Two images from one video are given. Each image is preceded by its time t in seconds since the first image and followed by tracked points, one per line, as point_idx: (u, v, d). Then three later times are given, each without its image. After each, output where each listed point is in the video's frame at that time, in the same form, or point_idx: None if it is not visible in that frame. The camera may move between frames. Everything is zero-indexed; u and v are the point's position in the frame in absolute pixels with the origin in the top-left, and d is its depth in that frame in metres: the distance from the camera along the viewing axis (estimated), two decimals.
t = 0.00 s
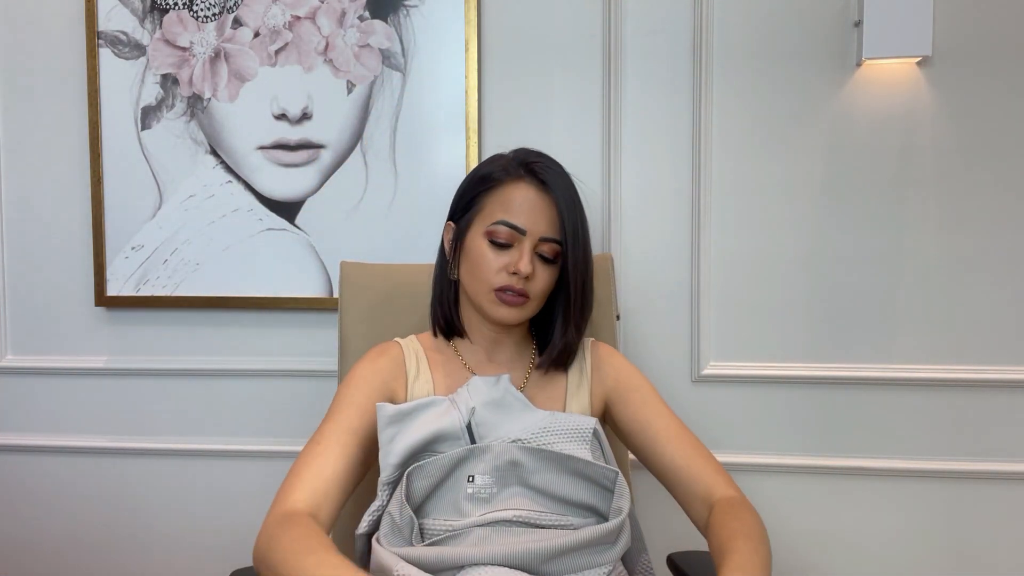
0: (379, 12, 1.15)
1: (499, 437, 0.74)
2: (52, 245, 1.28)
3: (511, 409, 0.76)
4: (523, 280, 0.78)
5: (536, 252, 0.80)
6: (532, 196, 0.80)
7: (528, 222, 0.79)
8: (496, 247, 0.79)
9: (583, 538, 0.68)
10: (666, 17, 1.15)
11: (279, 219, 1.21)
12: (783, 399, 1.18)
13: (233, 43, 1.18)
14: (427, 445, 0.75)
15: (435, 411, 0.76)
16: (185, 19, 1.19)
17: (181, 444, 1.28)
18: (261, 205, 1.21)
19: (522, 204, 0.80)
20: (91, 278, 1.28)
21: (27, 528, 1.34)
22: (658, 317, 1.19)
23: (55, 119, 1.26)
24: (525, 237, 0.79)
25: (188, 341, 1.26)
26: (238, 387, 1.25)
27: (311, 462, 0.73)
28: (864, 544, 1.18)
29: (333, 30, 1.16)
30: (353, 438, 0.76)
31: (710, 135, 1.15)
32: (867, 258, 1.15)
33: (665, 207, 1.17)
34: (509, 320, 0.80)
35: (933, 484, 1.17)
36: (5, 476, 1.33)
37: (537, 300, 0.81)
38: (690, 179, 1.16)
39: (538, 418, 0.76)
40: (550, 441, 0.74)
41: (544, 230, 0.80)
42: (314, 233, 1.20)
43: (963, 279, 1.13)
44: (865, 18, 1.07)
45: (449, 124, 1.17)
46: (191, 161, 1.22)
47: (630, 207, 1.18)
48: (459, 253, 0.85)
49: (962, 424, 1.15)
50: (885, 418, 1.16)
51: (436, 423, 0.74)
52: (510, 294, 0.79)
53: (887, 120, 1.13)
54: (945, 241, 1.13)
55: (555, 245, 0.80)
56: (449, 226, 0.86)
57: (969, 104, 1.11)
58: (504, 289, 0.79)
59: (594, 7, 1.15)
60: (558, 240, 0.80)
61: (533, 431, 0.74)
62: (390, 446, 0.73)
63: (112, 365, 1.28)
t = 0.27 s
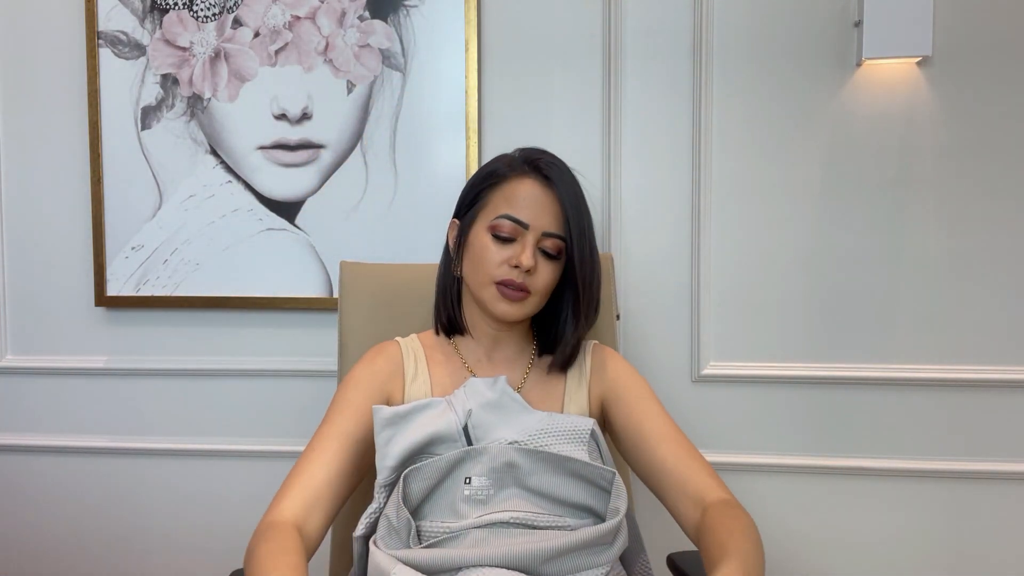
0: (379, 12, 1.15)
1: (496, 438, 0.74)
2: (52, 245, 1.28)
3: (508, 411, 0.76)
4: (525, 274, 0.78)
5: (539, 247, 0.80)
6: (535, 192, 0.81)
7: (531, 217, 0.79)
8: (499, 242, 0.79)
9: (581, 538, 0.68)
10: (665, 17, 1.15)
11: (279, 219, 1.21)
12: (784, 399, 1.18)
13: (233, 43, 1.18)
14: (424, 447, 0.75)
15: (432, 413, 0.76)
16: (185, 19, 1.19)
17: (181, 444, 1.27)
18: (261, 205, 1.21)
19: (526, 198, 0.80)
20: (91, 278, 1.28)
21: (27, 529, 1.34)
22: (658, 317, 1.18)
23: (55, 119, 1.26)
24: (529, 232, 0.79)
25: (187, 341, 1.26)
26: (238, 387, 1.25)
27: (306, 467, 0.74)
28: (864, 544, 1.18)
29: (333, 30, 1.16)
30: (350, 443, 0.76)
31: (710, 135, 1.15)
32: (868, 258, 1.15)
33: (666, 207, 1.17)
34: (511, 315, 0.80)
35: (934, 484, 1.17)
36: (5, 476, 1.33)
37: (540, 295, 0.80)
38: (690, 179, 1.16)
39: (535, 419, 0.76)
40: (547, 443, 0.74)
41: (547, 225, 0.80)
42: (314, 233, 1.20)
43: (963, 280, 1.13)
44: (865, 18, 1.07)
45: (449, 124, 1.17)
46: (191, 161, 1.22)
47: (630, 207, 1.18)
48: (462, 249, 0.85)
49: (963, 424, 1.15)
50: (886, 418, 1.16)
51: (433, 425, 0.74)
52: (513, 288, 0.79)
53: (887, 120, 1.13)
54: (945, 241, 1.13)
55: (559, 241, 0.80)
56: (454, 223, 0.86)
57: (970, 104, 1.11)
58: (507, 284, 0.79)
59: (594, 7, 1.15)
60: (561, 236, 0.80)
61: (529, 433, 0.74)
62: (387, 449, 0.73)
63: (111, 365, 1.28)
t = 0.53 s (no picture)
0: (379, 12, 1.15)
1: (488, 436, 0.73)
2: (52, 245, 1.28)
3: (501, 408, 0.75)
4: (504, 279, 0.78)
5: (520, 251, 0.79)
6: (515, 196, 0.80)
7: (510, 222, 0.79)
8: (480, 247, 0.79)
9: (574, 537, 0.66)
10: (666, 17, 1.15)
11: (279, 219, 1.21)
12: (784, 399, 1.18)
13: (233, 43, 1.18)
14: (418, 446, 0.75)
15: (425, 411, 0.75)
16: (185, 19, 1.19)
17: (181, 444, 1.27)
18: (261, 205, 1.21)
19: (505, 203, 0.79)
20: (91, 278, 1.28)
21: (28, 529, 1.34)
22: (659, 317, 1.18)
23: (55, 119, 1.26)
24: (507, 236, 0.79)
25: (188, 341, 1.26)
26: (238, 387, 1.25)
27: (275, 458, 0.74)
28: (864, 544, 1.18)
29: (333, 30, 1.16)
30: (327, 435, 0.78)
31: (710, 135, 1.15)
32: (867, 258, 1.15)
33: (666, 207, 1.17)
34: (493, 320, 0.80)
35: (934, 484, 1.17)
36: (5, 476, 1.33)
37: (522, 299, 0.80)
38: (690, 179, 1.16)
39: (529, 416, 0.75)
40: (540, 440, 0.73)
41: (527, 229, 0.79)
42: (314, 233, 1.20)
43: (963, 280, 1.13)
44: (865, 18, 1.07)
45: (449, 124, 1.17)
46: (190, 161, 1.22)
47: (630, 207, 1.18)
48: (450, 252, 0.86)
49: (963, 424, 1.15)
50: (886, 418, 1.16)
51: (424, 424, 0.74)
52: (494, 293, 0.79)
53: (887, 120, 1.13)
54: (945, 241, 1.13)
55: (539, 244, 0.79)
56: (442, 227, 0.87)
57: (970, 104, 1.11)
58: (488, 289, 0.79)
59: (595, 7, 1.15)
60: (542, 239, 0.79)
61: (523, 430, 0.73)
62: (381, 446, 0.74)
63: (112, 365, 1.28)
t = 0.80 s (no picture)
0: (379, 13, 1.15)
1: (489, 436, 0.74)
2: (52, 244, 1.28)
3: (502, 408, 0.76)
4: (500, 282, 0.78)
5: (515, 253, 0.79)
6: (508, 197, 0.80)
7: (504, 224, 0.79)
8: (474, 251, 0.79)
9: (574, 537, 0.67)
10: (666, 18, 1.15)
11: (279, 219, 1.21)
12: (783, 399, 1.18)
13: (233, 43, 1.18)
14: (419, 447, 0.75)
15: (425, 412, 0.76)
16: (185, 19, 1.19)
17: (181, 444, 1.28)
18: (261, 205, 1.21)
19: (498, 205, 0.79)
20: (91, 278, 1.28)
21: (28, 529, 1.34)
22: (659, 317, 1.19)
23: (54, 119, 1.26)
24: (502, 239, 0.78)
25: (188, 340, 1.26)
26: (238, 387, 1.25)
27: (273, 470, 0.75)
28: (864, 543, 1.18)
29: (333, 30, 1.16)
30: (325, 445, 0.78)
31: (710, 134, 1.15)
32: (867, 258, 1.15)
33: (666, 207, 1.17)
34: (489, 324, 0.80)
35: (933, 484, 1.17)
36: (6, 475, 1.33)
37: (518, 301, 0.80)
38: (690, 179, 1.16)
39: (529, 417, 0.75)
40: (541, 440, 0.73)
41: (521, 231, 0.79)
42: (314, 233, 1.20)
43: (962, 280, 1.13)
44: (865, 18, 1.07)
45: (449, 124, 1.17)
46: (191, 161, 1.22)
47: (630, 206, 1.18)
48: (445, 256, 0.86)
49: (962, 424, 1.15)
50: (886, 418, 1.16)
51: (425, 425, 0.75)
52: (489, 297, 0.79)
53: (887, 120, 1.13)
54: (944, 241, 1.13)
55: (534, 245, 0.79)
56: (436, 231, 0.87)
57: (969, 104, 1.11)
58: (484, 292, 0.79)
59: (595, 7, 1.15)
60: (536, 240, 0.79)
61: (523, 430, 0.74)
62: (381, 447, 0.75)
63: (112, 364, 1.28)
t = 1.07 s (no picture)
0: (379, 13, 1.15)
1: (486, 440, 0.73)
2: (52, 244, 1.28)
3: (498, 412, 0.76)
4: (502, 274, 0.78)
5: (518, 246, 0.79)
6: (513, 190, 0.80)
7: (508, 217, 0.79)
8: (477, 243, 0.79)
9: (572, 540, 0.67)
10: (666, 18, 1.15)
11: (279, 219, 1.21)
12: (783, 400, 1.18)
13: (233, 43, 1.18)
14: (415, 451, 0.75)
15: (421, 416, 0.76)
16: (185, 19, 1.19)
17: (181, 444, 1.27)
18: (261, 205, 1.21)
19: (503, 197, 0.79)
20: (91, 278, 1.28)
21: (27, 528, 1.34)
22: (659, 317, 1.18)
23: (55, 119, 1.26)
24: (505, 230, 0.79)
25: (188, 340, 1.26)
26: (238, 387, 1.25)
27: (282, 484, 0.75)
28: (864, 544, 1.18)
29: (333, 30, 1.16)
30: (329, 453, 0.77)
31: (709, 134, 1.15)
32: (867, 257, 1.15)
33: (666, 207, 1.17)
34: (492, 318, 0.79)
35: (934, 484, 1.17)
36: (5, 476, 1.33)
37: (521, 295, 0.79)
38: (690, 179, 1.16)
39: (525, 420, 0.75)
40: (538, 444, 0.73)
41: (525, 223, 0.79)
42: (314, 233, 1.20)
43: (962, 280, 1.13)
44: (865, 18, 1.07)
45: (448, 124, 1.17)
46: (191, 161, 1.22)
47: (630, 206, 1.18)
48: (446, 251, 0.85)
49: (962, 424, 1.15)
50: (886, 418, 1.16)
51: (421, 429, 0.74)
52: (492, 290, 0.79)
53: (887, 120, 1.13)
54: (944, 242, 1.13)
55: (538, 238, 0.79)
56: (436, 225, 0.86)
57: (969, 104, 1.11)
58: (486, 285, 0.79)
59: (595, 7, 1.15)
60: (541, 233, 0.79)
61: (520, 434, 0.73)
62: (377, 451, 0.74)
63: (112, 365, 1.28)
